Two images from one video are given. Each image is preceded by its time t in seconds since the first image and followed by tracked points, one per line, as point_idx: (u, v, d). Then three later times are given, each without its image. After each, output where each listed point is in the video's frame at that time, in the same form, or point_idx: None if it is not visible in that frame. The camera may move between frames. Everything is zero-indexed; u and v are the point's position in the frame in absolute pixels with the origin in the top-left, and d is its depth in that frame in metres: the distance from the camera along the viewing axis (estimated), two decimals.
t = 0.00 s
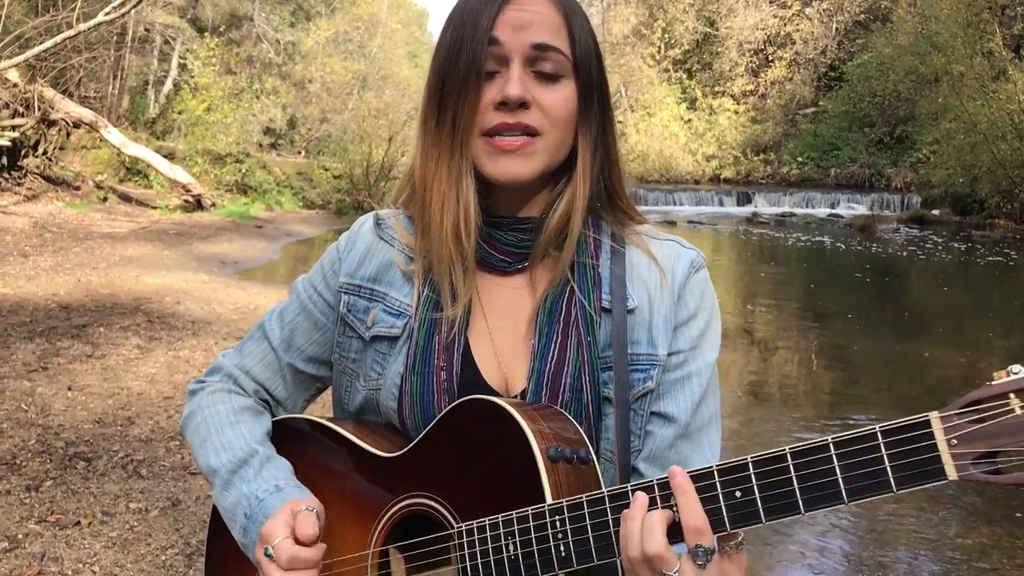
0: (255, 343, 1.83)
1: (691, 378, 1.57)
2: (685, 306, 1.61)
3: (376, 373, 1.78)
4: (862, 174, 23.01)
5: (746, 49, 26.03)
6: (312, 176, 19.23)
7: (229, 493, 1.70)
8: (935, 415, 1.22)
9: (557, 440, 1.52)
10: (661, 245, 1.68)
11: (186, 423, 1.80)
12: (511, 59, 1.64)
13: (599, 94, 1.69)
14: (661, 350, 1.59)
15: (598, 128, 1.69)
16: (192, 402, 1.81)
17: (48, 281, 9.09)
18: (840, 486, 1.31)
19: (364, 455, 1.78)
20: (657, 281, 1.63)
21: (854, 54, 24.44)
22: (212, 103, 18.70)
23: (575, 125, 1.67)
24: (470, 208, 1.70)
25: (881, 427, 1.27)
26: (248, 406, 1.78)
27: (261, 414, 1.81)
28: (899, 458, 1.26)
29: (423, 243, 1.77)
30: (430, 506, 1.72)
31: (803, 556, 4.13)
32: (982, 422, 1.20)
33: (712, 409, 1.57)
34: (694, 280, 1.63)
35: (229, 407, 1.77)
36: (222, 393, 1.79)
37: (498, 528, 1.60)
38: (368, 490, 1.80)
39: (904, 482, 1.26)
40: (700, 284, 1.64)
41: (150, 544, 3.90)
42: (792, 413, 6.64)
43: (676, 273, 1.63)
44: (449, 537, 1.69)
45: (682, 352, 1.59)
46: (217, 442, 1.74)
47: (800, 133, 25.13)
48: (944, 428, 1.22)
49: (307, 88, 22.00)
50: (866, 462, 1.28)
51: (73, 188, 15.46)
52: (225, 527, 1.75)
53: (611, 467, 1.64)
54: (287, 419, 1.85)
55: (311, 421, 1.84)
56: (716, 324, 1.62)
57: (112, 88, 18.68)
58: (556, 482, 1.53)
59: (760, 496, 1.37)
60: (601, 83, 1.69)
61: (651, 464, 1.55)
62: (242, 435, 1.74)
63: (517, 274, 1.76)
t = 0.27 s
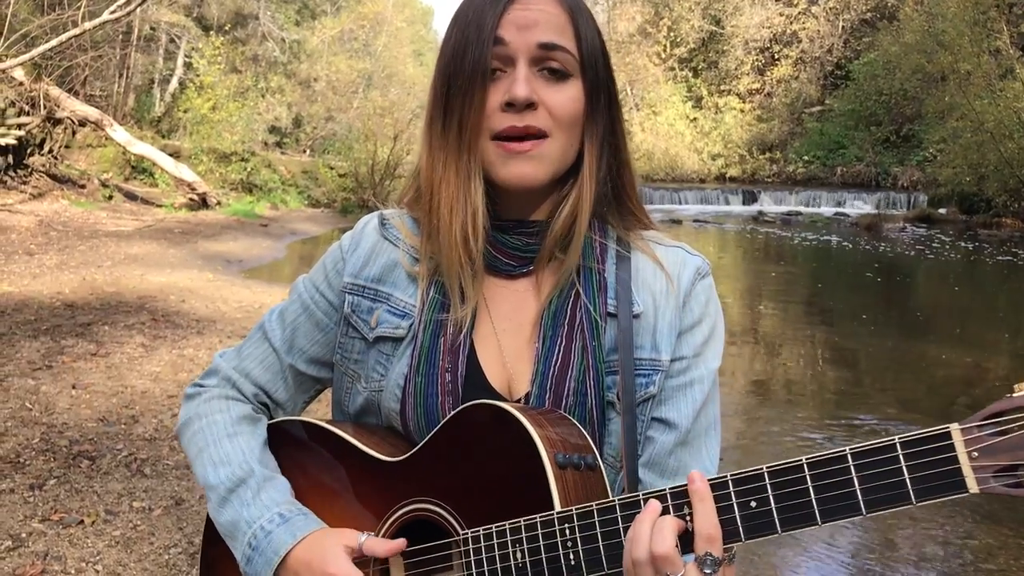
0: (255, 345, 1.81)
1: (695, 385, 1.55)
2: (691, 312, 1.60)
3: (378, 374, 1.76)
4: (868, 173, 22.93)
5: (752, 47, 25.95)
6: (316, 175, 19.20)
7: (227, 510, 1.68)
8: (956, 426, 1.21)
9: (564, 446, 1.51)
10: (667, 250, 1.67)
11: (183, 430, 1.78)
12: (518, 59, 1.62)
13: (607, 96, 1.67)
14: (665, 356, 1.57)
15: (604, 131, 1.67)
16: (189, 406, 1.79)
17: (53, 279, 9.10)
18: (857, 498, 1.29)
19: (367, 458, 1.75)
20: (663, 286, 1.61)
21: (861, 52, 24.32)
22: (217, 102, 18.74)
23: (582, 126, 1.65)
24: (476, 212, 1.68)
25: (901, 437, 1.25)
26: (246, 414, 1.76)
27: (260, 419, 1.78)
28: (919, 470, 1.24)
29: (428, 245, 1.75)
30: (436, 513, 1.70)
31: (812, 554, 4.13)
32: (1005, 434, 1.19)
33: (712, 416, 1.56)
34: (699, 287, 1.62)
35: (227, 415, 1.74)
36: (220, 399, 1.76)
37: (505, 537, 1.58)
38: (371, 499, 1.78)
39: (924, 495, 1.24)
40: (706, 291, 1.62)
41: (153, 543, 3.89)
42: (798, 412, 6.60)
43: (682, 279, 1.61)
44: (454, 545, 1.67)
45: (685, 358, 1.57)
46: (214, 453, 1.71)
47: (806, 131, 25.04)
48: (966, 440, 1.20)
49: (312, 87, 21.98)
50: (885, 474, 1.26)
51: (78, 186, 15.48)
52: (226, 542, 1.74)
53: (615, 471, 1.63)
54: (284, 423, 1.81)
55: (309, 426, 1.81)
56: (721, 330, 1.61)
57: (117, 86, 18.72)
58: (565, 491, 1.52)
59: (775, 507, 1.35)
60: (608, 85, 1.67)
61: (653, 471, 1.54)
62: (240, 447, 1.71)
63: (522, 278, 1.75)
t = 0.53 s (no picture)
0: (259, 341, 1.80)
1: (705, 396, 1.55)
2: (700, 321, 1.60)
3: (383, 375, 1.76)
4: (875, 173, 22.89)
5: (758, 46, 25.85)
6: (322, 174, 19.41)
7: (228, 501, 1.68)
8: (979, 456, 1.20)
9: (576, 456, 1.50)
10: (676, 256, 1.66)
11: (185, 425, 1.77)
12: (519, 59, 1.61)
13: (613, 97, 1.66)
14: (673, 365, 1.57)
15: (611, 130, 1.66)
16: (192, 401, 1.78)
17: (59, 278, 9.12)
18: (875, 523, 1.28)
19: (375, 461, 1.75)
20: (672, 293, 1.61)
21: (867, 51, 24.23)
22: (222, 100, 18.80)
23: (587, 128, 1.64)
24: (483, 216, 1.68)
25: (923, 464, 1.24)
26: (248, 408, 1.76)
27: (262, 415, 1.78)
28: (940, 497, 1.23)
29: (434, 248, 1.75)
30: (443, 518, 1.69)
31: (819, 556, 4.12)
32: None
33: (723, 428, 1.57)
34: (709, 295, 1.62)
35: (229, 408, 1.74)
36: (223, 393, 1.76)
37: (514, 546, 1.57)
38: (378, 498, 1.77)
39: (943, 523, 1.23)
40: (715, 298, 1.62)
41: (158, 542, 3.89)
42: (804, 412, 6.58)
43: (692, 286, 1.61)
44: (460, 549, 1.67)
45: (695, 367, 1.57)
46: (215, 444, 1.71)
47: (812, 130, 24.98)
48: (988, 470, 1.19)
49: (318, 86, 21.97)
50: (904, 500, 1.25)
51: (85, 185, 15.51)
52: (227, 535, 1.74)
53: (623, 477, 1.62)
54: (288, 419, 1.81)
55: (314, 423, 1.80)
56: (731, 339, 1.61)
57: (124, 85, 18.77)
58: (575, 500, 1.51)
59: (791, 530, 1.35)
60: (614, 85, 1.66)
61: (662, 482, 1.54)
62: (242, 438, 1.71)
63: (530, 281, 1.75)
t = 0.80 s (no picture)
0: (258, 341, 1.81)
1: (702, 391, 1.54)
2: (698, 317, 1.58)
3: (381, 374, 1.76)
4: (882, 171, 22.87)
5: (766, 44, 25.74)
6: (329, 172, 19.44)
7: (225, 509, 1.68)
8: (972, 453, 1.17)
9: (569, 456, 1.50)
10: (676, 252, 1.65)
11: (185, 427, 1.78)
12: (524, 54, 1.60)
13: (616, 93, 1.65)
14: (669, 361, 1.56)
15: (612, 128, 1.65)
16: (192, 403, 1.79)
17: (66, 276, 9.15)
18: (867, 522, 1.26)
19: (373, 461, 1.74)
20: (670, 289, 1.59)
21: (875, 49, 23.99)
22: (230, 99, 18.86)
23: (590, 126, 1.63)
24: (483, 212, 1.67)
25: (913, 461, 1.22)
26: (247, 411, 1.76)
27: (262, 417, 1.78)
28: (931, 496, 1.20)
29: (433, 246, 1.75)
30: (436, 517, 1.68)
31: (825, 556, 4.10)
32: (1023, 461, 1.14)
33: (723, 425, 1.55)
34: (709, 291, 1.60)
35: (228, 412, 1.75)
36: (223, 396, 1.76)
37: (507, 546, 1.57)
38: (376, 500, 1.76)
39: (935, 523, 1.21)
40: (714, 295, 1.60)
41: (163, 539, 3.90)
42: (810, 411, 6.56)
43: (689, 283, 1.59)
44: (455, 552, 1.65)
45: (691, 363, 1.55)
46: (214, 451, 1.72)
47: (819, 128, 24.89)
48: (980, 467, 1.16)
49: (325, 84, 21.95)
50: (894, 499, 1.24)
51: (92, 183, 15.54)
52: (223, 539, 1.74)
53: (620, 476, 1.62)
54: (287, 420, 1.81)
55: (313, 425, 1.80)
56: (730, 336, 1.59)
57: (131, 83, 18.82)
58: (568, 500, 1.51)
59: (781, 530, 1.34)
60: (618, 81, 1.65)
61: (660, 480, 1.53)
62: (240, 443, 1.71)
63: (529, 278, 1.74)
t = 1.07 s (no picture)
0: (254, 345, 1.81)
1: (697, 381, 1.52)
2: (695, 311, 1.56)
3: (379, 375, 1.75)
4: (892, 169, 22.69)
5: (774, 41, 25.60)
6: (336, 169, 19.26)
7: (218, 516, 1.69)
8: (970, 447, 1.15)
9: (566, 455, 1.49)
10: (675, 249, 1.63)
11: (181, 431, 1.79)
12: (528, 51, 1.59)
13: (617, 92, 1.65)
14: (664, 356, 1.55)
15: (612, 127, 1.65)
16: (189, 406, 1.80)
17: (74, 273, 9.18)
18: (864, 519, 1.25)
19: (370, 463, 1.73)
20: (668, 285, 1.58)
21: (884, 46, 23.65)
22: (238, 96, 18.92)
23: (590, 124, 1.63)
24: (485, 209, 1.66)
25: (911, 457, 1.20)
26: (241, 416, 1.75)
27: (256, 422, 1.78)
28: (929, 491, 1.19)
29: (430, 244, 1.74)
30: (433, 519, 1.68)
31: (833, 554, 4.10)
32: (1020, 456, 1.12)
33: (719, 418, 1.53)
34: (706, 287, 1.59)
35: (222, 417, 1.75)
36: (218, 401, 1.77)
37: (505, 545, 1.56)
38: (371, 502, 1.76)
39: (935, 518, 1.19)
40: (712, 290, 1.59)
41: (168, 537, 3.90)
42: (817, 410, 6.54)
43: (688, 278, 1.58)
44: (453, 553, 1.65)
45: (687, 356, 1.54)
46: (208, 456, 1.72)
47: (828, 126, 24.79)
48: (977, 462, 1.15)
49: (332, 82, 21.86)
50: (893, 494, 1.22)
51: (100, 180, 15.59)
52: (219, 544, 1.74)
53: (618, 474, 1.60)
54: (282, 423, 1.81)
55: (309, 427, 1.80)
56: (729, 331, 1.57)
57: (139, 80, 18.86)
58: (564, 500, 1.49)
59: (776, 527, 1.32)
60: (618, 79, 1.65)
61: (659, 477, 1.51)
62: (233, 449, 1.71)
63: (527, 277, 1.73)
